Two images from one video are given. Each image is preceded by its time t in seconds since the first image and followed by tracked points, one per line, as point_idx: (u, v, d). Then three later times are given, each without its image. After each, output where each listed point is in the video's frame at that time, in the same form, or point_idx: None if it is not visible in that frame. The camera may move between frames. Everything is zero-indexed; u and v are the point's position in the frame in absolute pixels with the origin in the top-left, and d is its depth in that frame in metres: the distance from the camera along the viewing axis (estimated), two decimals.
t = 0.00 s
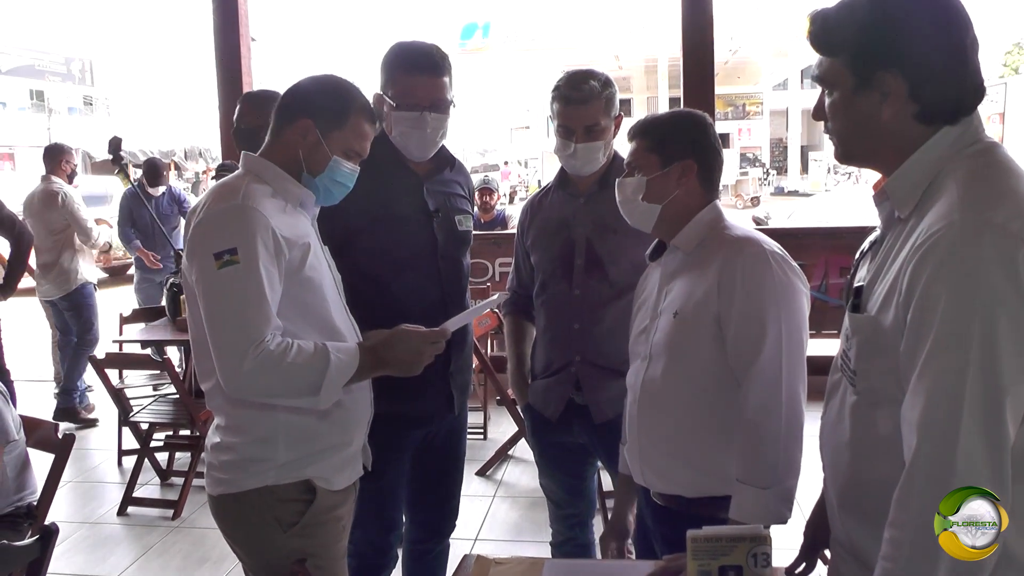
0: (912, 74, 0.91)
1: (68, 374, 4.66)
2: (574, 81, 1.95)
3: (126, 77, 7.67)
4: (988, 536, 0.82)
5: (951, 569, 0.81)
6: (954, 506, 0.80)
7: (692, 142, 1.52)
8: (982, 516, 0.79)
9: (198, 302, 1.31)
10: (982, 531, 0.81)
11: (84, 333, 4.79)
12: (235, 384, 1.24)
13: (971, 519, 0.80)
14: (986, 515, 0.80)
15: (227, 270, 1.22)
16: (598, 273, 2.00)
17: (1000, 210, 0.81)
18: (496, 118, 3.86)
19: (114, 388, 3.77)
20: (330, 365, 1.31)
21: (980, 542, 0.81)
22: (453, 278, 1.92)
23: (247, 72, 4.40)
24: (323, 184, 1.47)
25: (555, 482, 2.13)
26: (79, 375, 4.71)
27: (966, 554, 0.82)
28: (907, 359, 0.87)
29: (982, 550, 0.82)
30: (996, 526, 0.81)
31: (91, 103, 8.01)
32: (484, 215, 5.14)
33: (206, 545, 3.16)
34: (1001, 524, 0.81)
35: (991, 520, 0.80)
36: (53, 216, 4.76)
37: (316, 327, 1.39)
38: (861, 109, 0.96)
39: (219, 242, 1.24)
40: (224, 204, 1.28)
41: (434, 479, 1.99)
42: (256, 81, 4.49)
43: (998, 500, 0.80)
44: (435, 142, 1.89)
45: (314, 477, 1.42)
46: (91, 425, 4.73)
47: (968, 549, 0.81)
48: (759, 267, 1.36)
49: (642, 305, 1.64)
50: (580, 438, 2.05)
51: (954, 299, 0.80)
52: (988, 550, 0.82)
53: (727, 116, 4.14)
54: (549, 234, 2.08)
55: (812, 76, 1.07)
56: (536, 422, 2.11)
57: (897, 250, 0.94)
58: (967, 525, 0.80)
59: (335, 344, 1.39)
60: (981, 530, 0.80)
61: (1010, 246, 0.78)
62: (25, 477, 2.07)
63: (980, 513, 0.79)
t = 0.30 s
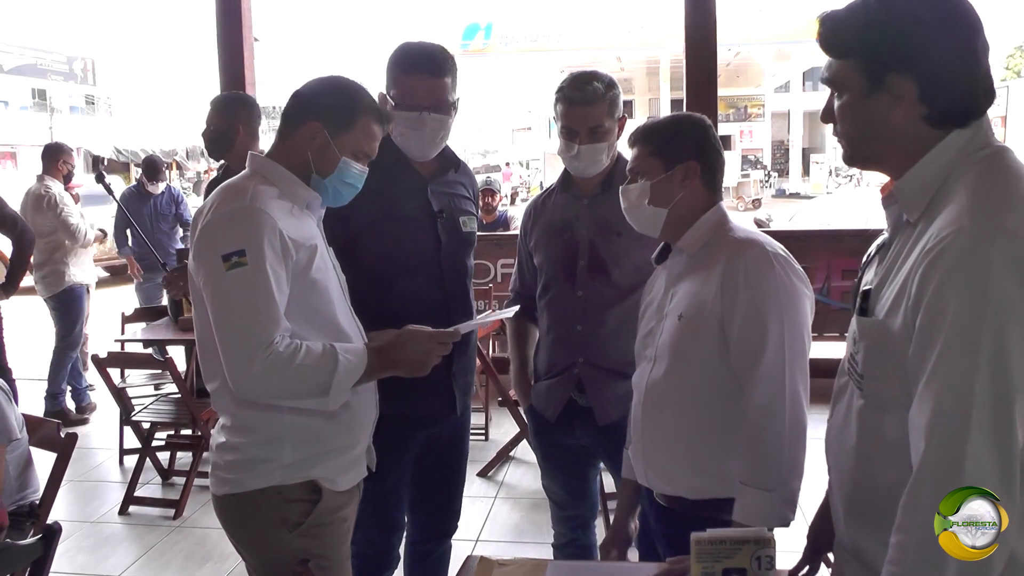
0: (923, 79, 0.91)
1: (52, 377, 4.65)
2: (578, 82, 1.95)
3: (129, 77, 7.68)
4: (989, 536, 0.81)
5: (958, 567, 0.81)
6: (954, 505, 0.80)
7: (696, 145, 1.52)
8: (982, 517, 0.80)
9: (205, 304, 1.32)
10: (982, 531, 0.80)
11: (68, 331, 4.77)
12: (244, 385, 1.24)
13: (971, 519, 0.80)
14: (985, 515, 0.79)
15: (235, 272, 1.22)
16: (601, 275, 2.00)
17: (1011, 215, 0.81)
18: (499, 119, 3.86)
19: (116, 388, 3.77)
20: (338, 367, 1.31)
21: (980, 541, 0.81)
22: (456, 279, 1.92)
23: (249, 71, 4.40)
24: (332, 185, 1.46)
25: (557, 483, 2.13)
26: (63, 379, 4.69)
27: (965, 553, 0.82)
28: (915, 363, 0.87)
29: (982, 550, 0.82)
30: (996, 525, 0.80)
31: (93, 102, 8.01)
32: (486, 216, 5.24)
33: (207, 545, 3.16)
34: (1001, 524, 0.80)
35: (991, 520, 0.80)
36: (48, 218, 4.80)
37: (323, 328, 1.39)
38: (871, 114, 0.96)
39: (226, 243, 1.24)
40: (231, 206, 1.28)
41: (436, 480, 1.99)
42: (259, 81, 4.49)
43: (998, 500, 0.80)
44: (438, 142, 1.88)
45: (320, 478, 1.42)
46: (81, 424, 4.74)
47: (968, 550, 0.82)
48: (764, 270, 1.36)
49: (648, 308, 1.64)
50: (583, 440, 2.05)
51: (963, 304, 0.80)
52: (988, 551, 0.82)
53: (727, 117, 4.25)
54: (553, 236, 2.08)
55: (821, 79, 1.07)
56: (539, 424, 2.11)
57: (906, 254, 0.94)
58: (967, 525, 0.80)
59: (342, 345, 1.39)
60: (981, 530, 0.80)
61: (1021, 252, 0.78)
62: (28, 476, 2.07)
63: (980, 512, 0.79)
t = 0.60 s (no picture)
0: (930, 81, 0.91)
1: (42, 378, 4.68)
2: (582, 83, 1.95)
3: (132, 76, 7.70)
4: (988, 536, 0.80)
5: (966, 567, 0.81)
6: (954, 505, 0.81)
7: (699, 147, 1.52)
8: (983, 518, 0.79)
9: (211, 306, 1.32)
10: (982, 531, 0.80)
11: (51, 331, 4.78)
12: (249, 386, 1.24)
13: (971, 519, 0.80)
14: (986, 516, 0.79)
15: (241, 273, 1.22)
16: (604, 277, 2.00)
17: (1019, 220, 0.81)
18: (501, 119, 3.87)
19: (117, 386, 3.77)
20: (344, 369, 1.31)
21: (980, 541, 0.80)
22: (460, 279, 1.91)
23: (252, 71, 4.40)
24: (337, 186, 1.47)
25: (559, 485, 2.13)
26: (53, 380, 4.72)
27: (965, 553, 0.81)
28: (920, 367, 0.87)
29: (983, 550, 0.81)
30: (996, 526, 0.80)
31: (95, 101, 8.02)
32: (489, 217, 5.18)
33: (208, 544, 3.16)
34: (1001, 524, 0.80)
35: (992, 520, 0.80)
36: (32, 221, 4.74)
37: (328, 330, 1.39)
38: (879, 117, 0.96)
39: (232, 245, 1.24)
40: (237, 207, 1.28)
41: (438, 481, 1.99)
42: (262, 81, 4.50)
43: (998, 501, 0.80)
44: (440, 143, 1.88)
45: (324, 478, 1.42)
46: (83, 423, 4.75)
47: (967, 549, 0.81)
48: (768, 274, 1.36)
49: (652, 310, 1.64)
50: (585, 441, 2.05)
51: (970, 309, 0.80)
52: (988, 551, 0.81)
53: (731, 120, 4.21)
54: (556, 238, 2.08)
55: (828, 82, 1.07)
56: (541, 425, 2.11)
57: (912, 259, 0.94)
58: (967, 525, 0.80)
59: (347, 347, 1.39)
60: (982, 531, 0.80)
61: None
62: (29, 475, 2.06)
63: (980, 513, 0.79)
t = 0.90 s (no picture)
0: (935, 86, 0.91)
1: (38, 374, 4.67)
2: (584, 83, 1.95)
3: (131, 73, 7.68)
4: (989, 536, 0.80)
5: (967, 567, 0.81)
6: (955, 505, 0.81)
7: (702, 149, 1.52)
8: (983, 518, 0.80)
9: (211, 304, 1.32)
10: (982, 532, 0.80)
11: (45, 327, 4.77)
12: (250, 386, 1.24)
13: (971, 520, 0.80)
14: (986, 516, 0.79)
15: (241, 273, 1.22)
16: (605, 278, 2.00)
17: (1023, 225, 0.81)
18: (503, 119, 3.86)
19: (116, 384, 3.76)
20: (345, 368, 1.31)
21: (980, 541, 0.80)
22: (461, 279, 1.91)
23: (253, 69, 4.39)
24: (338, 185, 1.47)
25: (559, 485, 2.13)
26: (49, 375, 4.72)
27: (965, 553, 0.82)
28: (924, 371, 0.87)
29: (983, 550, 0.81)
30: (996, 526, 0.80)
31: (94, 98, 7.99)
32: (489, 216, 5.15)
33: (206, 542, 3.15)
34: (1001, 524, 0.80)
35: (991, 520, 0.80)
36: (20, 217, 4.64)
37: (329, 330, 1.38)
38: (883, 120, 0.96)
39: (233, 244, 1.24)
40: (237, 206, 1.28)
41: (438, 480, 1.98)
42: (263, 79, 4.49)
43: (999, 501, 0.80)
44: (439, 144, 1.87)
45: (324, 478, 1.42)
46: (80, 420, 4.74)
47: (968, 549, 0.82)
48: (769, 277, 1.36)
49: (652, 312, 1.64)
50: (585, 442, 2.05)
51: (974, 313, 0.80)
52: (988, 551, 0.81)
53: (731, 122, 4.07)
54: (558, 238, 2.08)
55: (833, 83, 1.07)
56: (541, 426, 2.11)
57: (915, 262, 0.94)
58: (967, 525, 0.80)
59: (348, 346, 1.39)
60: (982, 531, 0.80)
61: None
62: (27, 472, 2.06)
63: (980, 512, 0.79)
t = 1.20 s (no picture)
0: (943, 89, 0.90)
1: (34, 371, 4.65)
2: (585, 84, 1.95)
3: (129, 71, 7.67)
4: (988, 536, 0.80)
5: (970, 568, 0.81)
6: (954, 505, 0.81)
7: (708, 150, 1.52)
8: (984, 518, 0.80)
9: (212, 302, 1.31)
10: (982, 532, 0.80)
11: (42, 324, 4.76)
12: (251, 384, 1.23)
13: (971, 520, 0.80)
14: (986, 516, 0.79)
15: (242, 270, 1.22)
16: (605, 279, 1.99)
17: None
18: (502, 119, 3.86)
19: (113, 382, 3.75)
20: (346, 367, 1.31)
21: (980, 542, 0.80)
22: (461, 279, 1.91)
23: (252, 67, 4.39)
24: (336, 183, 1.46)
25: (557, 486, 2.12)
26: (46, 372, 4.70)
27: (966, 553, 0.82)
28: (927, 374, 0.87)
29: (983, 550, 0.81)
30: (996, 526, 0.80)
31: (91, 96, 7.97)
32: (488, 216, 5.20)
33: (202, 541, 3.14)
34: (1002, 524, 0.80)
35: (991, 520, 0.80)
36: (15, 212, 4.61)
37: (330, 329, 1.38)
38: (888, 123, 0.96)
39: (234, 241, 1.23)
40: (238, 203, 1.27)
41: (437, 480, 1.98)
42: (262, 78, 4.49)
43: (999, 502, 0.80)
44: (440, 145, 1.86)
45: (324, 477, 1.41)
46: (77, 418, 4.72)
47: (968, 550, 0.81)
48: (771, 278, 1.36)
49: (653, 312, 1.64)
50: (584, 443, 2.05)
51: (979, 315, 0.80)
52: (988, 552, 0.81)
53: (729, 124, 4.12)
54: (558, 239, 2.07)
55: (838, 86, 1.07)
56: (540, 426, 2.11)
57: (920, 264, 0.94)
58: (967, 525, 0.80)
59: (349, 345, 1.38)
60: (982, 531, 0.80)
61: None
62: (23, 470, 2.04)
63: (980, 512, 0.79)
